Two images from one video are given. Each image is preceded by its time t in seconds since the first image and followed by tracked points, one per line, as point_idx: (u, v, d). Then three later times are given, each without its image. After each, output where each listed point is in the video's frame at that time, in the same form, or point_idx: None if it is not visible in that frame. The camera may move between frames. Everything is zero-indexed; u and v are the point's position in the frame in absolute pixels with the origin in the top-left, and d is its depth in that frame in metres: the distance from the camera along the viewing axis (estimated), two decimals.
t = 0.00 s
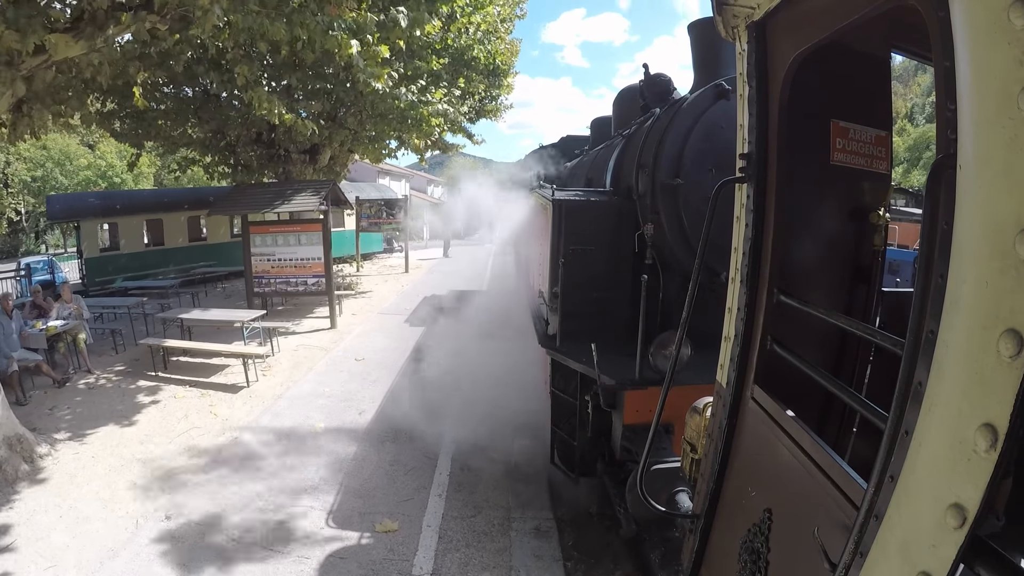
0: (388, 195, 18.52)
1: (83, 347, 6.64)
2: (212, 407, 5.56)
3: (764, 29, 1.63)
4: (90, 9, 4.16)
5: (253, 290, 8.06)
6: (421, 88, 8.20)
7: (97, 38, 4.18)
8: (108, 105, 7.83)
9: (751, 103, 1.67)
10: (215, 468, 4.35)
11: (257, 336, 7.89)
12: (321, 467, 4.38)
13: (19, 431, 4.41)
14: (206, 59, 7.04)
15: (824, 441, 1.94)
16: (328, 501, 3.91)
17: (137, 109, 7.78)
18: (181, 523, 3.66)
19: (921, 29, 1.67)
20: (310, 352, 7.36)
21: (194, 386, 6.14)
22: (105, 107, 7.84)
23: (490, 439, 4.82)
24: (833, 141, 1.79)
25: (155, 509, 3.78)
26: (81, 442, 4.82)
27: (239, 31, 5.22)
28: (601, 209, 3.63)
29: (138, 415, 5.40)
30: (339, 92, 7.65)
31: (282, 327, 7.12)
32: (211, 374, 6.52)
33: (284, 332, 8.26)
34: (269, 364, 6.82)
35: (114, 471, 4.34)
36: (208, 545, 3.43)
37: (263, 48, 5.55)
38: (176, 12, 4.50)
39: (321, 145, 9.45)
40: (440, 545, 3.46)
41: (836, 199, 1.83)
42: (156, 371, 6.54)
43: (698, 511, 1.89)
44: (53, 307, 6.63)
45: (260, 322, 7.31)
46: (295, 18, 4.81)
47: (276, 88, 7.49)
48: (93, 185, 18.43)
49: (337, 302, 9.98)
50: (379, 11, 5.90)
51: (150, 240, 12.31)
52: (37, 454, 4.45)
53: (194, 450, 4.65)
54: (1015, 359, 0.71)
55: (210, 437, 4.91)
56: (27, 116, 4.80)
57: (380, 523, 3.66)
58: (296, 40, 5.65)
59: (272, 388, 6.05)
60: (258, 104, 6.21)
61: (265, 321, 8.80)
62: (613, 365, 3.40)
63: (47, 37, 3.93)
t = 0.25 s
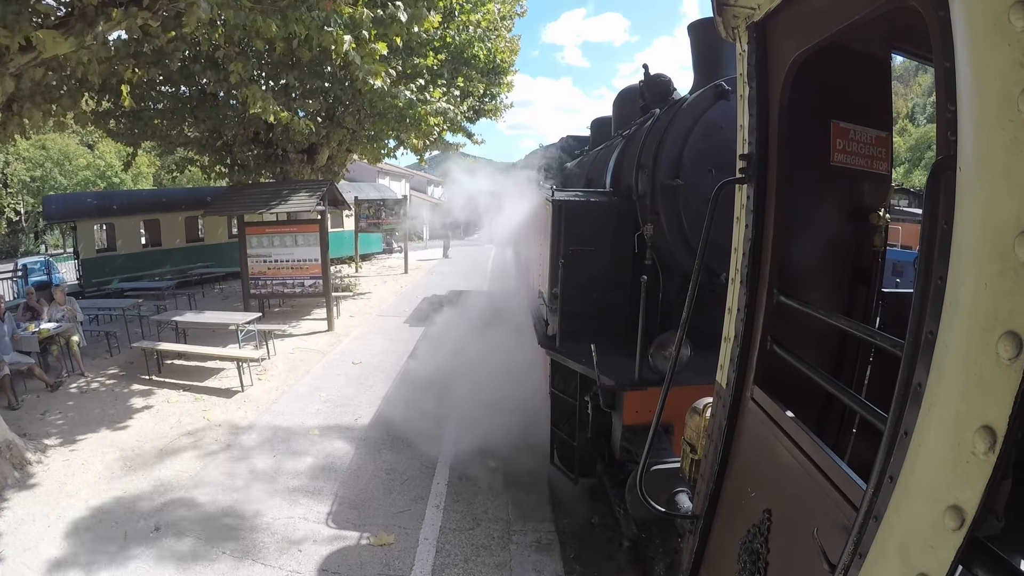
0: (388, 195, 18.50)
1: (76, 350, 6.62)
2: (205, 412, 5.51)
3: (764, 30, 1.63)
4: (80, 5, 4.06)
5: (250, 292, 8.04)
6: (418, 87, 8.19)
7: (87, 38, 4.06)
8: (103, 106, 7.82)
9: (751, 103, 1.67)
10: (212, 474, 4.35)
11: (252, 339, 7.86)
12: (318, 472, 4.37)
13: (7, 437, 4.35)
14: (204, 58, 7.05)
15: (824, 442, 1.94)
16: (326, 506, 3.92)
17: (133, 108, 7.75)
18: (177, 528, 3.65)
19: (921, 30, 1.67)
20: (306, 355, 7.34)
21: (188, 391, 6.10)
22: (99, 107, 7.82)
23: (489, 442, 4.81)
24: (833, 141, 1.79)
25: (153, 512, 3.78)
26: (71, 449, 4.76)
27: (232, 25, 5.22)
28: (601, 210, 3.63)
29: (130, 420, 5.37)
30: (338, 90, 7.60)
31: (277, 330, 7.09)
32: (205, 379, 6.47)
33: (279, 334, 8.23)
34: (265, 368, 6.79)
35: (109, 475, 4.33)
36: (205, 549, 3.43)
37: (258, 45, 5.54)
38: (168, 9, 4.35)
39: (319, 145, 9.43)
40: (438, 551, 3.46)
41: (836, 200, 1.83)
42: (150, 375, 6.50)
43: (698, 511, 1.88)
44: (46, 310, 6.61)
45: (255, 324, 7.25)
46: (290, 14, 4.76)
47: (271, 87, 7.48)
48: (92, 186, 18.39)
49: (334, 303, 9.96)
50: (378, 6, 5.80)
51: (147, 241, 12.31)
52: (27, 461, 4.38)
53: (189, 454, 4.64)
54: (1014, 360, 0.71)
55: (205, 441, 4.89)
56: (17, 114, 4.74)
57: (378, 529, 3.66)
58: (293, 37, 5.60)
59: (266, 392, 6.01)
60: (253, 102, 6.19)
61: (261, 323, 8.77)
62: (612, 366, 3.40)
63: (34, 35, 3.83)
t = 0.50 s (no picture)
0: (387, 196, 18.50)
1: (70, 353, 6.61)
2: (199, 416, 5.45)
3: (764, 31, 1.63)
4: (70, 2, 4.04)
5: (246, 293, 8.08)
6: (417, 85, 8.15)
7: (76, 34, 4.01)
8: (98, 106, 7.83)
9: (752, 104, 1.67)
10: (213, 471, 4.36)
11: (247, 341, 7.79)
12: (316, 474, 4.37)
13: None
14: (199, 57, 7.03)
15: (824, 443, 1.94)
16: (326, 505, 3.93)
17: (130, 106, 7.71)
18: (178, 525, 3.66)
19: (922, 30, 1.67)
20: (302, 358, 7.32)
21: (182, 395, 6.01)
22: (94, 106, 7.82)
23: (489, 445, 4.81)
24: (833, 142, 1.79)
25: (148, 516, 3.75)
26: (61, 454, 4.68)
27: (225, 20, 5.22)
28: (600, 210, 3.63)
29: (121, 425, 5.27)
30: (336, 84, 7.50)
31: (273, 333, 7.05)
32: (200, 383, 6.38)
33: (276, 336, 8.20)
34: (260, 372, 6.74)
35: (106, 476, 4.32)
36: (204, 548, 3.44)
37: (251, 42, 5.55)
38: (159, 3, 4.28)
39: (317, 144, 9.41)
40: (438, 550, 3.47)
41: (836, 201, 1.83)
42: (144, 378, 6.46)
43: (698, 512, 1.88)
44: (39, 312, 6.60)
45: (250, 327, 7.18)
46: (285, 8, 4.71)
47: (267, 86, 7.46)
48: (91, 186, 18.37)
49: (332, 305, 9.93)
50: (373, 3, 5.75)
51: (145, 242, 12.35)
52: (17, 465, 4.25)
53: (186, 455, 4.63)
54: (1013, 363, 0.71)
55: (201, 443, 4.87)
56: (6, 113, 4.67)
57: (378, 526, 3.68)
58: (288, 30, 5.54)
59: (261, 396, 5.94)
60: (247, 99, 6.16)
61: (256, 326, 8.71)
62: (612, 366, 3.40)
63: (21, 31, 3.84)
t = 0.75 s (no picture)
0: (386, 196, 18.48)
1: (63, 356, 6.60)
2: (191, 422, 5.38)
3: (764, 31, 1.63)
4: None
5: (242, 294, 8.14)
6: (415, 84, 8.10)
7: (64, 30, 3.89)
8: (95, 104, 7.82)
9: (752, 105, 1.67)
10: (214, 472, 4.40)
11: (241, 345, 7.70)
12: (314, 476, 4.36)
13: None
14: (192, 54, 6.88)
15: (823, 444, 1.94)
16: (326, 505, 3.96)
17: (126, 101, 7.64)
18: (179, 528, 3.69)
19: (922, 31, 1.67)
20: (299, 360, 7.29)
21: (175, 400, 5.93)
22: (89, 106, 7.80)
23: (488, 445, 4.81)
24: (833, 143, 1.79)
25: (138, 526, 3.71)
26: (52, 460, 4.63)
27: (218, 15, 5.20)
28: (600, 211, 3.63)
29: (112, 431, 5.19)
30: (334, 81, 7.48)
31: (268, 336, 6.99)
32: (193, 387, 6.30)
33: (274, 338, 8.16)
34: (255, 376, 6.65)
35: (105, 479, 4.33)
36: (204, 550, 3.47)
37: (246, 37, 5.54)
38: None
39: (315, 143, 9.37)
40: (438, 549, 3.49)
41: (836, 203, 1.82)
42: (137, 382, 6.41)
43: (698, 513, 1.88)
44: (32, 315, 6.62)
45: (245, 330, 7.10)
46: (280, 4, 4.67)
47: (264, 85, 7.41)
48: (90, 186, 18.33)
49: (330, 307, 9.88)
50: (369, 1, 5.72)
51: (142, 243, 12.37)
52: (6, 475, 4.24)
53: (185, 458, 4.65)
54: (1011, 368, 0.71)
55: (198, 448, 4.84)
56: None
57: (376, 525, 3.72)
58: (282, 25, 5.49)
59: (255, 402, 5.84)
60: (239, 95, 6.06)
61: (251, 329, 8.66)
62: (612, 366, 3.40)
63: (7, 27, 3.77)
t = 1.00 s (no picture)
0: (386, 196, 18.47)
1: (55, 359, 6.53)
2: (183, 429, 5.24)
3: (764, 31, 1.62)
4: None
5: (238, 295, 8.05)
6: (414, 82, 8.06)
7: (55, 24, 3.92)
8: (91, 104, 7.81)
9: (752, 105, 1.67)
10: (213, 473, 4.40)
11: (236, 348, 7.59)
12: (313, 477, 4.36)
13: None
14: (186, 53, 6.83)
15: (823, 445, 1.94)
16: (326, 506, 3.97)
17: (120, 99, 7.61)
18: (177, 530, 3.69)
19: (923, 30, 1.66)
20: (297, 361, 7.26)
21: (168, 404, 5.82)
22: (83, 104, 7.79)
23: (488, 446, 4.81)
24: (834, 143, 1.78)
25: (127, 537, 3.63)
26: (43, 467, 4.55)
27: (209, 10, 5.18)
28: (600, 211, 3.62)
29: (103, 437, 5.08)
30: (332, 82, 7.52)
31: (264, 339, 6.91)
32: (187, 391, 6.19)
33: (270, 341, 8.08)
34: (249, 380, 6.49)
35: (102, 482, 4.32)
36: (202, 552, 3.47)
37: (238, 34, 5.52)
38: None
39: (313, 142, 9.34)
40: (437, 551, 3.48)
41: (836, 203, 1.82)
42: (130, 386, 6.29)
43: (697, 514, 1.88)
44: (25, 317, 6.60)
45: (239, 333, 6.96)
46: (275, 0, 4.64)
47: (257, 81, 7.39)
48: (89, 186, 18.39)
49: (327, 309, 9.80)
50: None
51: (138, 243, 12.38)
52: None
53: (183, 459, 4.65)
54: (1010, 371, 0.71)
55: (195, 450, 4.82)
56: None
57: (375, 525, 3.74)
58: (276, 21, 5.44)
59: (249, 407, 5.70)
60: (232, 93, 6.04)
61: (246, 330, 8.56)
62: (612, 367, 3.39)
63: None
